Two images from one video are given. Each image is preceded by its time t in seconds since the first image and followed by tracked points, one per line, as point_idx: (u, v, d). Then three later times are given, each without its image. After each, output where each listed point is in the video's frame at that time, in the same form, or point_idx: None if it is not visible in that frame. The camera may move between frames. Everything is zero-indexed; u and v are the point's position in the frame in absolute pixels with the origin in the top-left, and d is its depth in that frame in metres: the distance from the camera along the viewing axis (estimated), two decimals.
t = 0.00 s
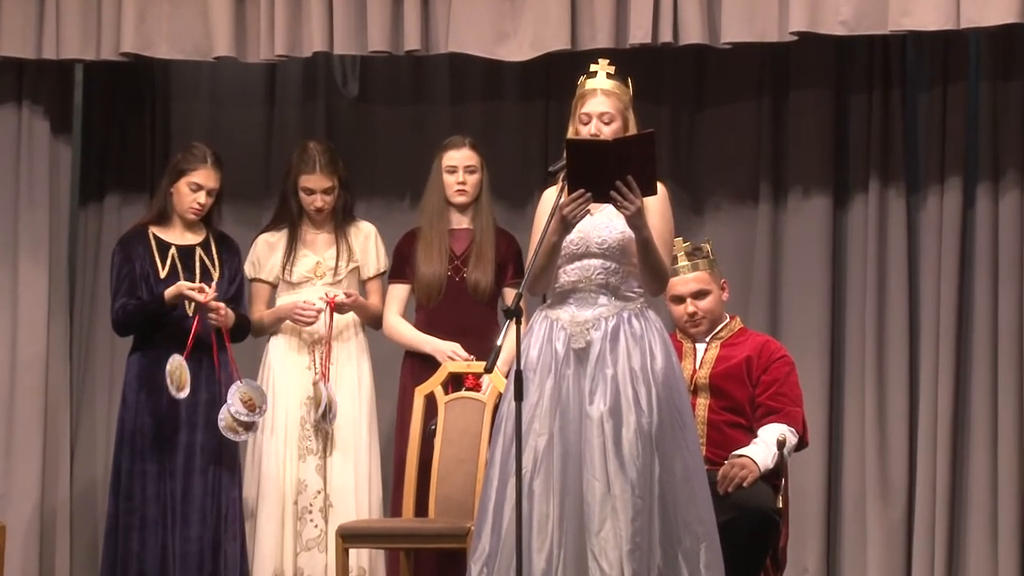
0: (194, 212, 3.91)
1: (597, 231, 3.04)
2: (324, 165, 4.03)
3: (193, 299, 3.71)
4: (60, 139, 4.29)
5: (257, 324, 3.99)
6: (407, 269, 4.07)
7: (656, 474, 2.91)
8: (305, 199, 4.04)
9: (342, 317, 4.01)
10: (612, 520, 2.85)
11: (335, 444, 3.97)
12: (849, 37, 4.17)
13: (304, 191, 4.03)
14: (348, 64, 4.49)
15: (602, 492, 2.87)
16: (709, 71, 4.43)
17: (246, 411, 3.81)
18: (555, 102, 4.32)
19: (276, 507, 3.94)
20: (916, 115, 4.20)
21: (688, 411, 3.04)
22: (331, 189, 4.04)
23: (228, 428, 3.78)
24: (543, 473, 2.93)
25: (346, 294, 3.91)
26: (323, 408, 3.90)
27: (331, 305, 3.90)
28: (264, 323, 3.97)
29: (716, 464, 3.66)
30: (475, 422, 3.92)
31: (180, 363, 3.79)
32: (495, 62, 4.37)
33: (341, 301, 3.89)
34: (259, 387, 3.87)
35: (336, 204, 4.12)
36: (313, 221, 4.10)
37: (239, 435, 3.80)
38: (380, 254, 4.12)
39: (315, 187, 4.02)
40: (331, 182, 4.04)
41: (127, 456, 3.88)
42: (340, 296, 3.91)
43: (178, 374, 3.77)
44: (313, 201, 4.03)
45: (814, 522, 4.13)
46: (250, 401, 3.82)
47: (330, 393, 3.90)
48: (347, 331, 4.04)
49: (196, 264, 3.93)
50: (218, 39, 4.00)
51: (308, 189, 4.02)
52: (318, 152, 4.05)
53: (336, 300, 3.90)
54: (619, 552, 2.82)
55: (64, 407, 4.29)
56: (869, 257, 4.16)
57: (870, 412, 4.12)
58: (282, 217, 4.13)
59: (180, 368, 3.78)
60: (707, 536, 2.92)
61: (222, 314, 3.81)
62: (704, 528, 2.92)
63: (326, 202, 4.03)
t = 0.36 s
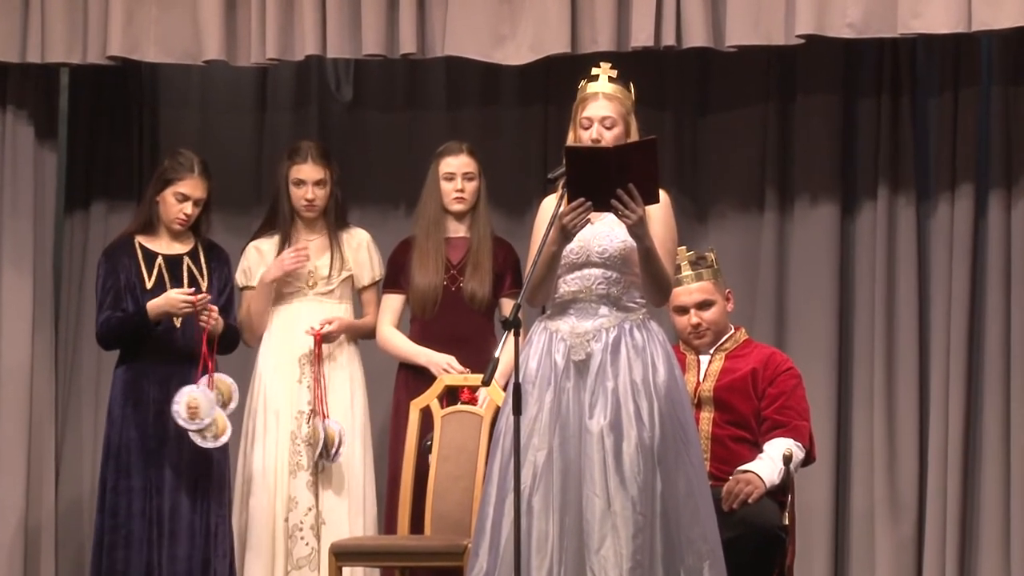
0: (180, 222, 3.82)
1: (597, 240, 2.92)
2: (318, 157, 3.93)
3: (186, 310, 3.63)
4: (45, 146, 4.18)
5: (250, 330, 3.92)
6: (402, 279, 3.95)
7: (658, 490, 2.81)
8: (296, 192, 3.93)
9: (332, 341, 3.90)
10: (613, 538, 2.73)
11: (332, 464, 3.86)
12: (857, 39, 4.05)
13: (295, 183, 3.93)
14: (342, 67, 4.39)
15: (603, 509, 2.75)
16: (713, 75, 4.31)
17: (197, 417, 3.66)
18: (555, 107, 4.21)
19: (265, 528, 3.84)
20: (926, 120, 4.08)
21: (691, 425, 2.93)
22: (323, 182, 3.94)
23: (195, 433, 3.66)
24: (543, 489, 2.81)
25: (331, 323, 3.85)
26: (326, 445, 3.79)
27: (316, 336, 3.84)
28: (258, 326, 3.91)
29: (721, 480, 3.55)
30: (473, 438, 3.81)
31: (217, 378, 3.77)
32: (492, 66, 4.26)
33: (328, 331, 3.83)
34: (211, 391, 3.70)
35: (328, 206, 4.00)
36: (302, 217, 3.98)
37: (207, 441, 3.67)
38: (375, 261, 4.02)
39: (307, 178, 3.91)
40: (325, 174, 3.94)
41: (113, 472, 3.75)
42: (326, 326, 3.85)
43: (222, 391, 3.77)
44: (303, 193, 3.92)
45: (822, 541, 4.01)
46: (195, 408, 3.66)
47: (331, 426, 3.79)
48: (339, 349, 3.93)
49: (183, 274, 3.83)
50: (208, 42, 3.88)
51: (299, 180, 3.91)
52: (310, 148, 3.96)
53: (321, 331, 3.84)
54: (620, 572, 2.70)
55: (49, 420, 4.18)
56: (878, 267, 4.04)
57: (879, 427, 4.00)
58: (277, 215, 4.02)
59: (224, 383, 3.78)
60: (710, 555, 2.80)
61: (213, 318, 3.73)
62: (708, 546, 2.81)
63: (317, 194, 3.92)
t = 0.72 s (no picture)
0: (170, 232, 3.72)
1: (598, 249, 2.83)
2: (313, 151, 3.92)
3: (169, 360, 3.59)
4: (29, 152, 4.09)
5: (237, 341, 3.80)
6: (396, 289, 3.85)
7: (660, 505, 2.71)
8: (288, 181, 3.88)
9: (312, 357, 3.79)
10: (614, 556, 2.64)
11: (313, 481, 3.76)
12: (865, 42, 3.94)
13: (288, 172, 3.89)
14: (335, 71, 4.28)
15: (604, 526, 2.66)
16: (716, 79, 4.20)
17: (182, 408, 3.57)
18: (553, 112, 4.11)
19: (253, 544, 3.74)
20: (935, 125, 3.97)
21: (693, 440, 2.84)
22: (317, 171, 3.90)
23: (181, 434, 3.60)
24: (542, 505, 2.72)
25: (308, 338, 3.73)
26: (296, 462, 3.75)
27: (293, 351, 3.71)
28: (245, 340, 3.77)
29: (724, 496, 3.44)
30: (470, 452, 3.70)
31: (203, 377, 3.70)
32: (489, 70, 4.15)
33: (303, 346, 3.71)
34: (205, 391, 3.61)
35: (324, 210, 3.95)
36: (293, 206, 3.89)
37: (189, 442, 3.60)
38: (368, 271, 3.92)
39: (302, 164, 3.88)
40: (319, 165, 3.91)
41: (100, 489, 3.64)
42: (303, 341, 3.73)
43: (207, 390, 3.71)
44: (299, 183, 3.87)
45: (830, 558, 3.90)
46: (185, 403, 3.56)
47: (303, 447, 3.75)
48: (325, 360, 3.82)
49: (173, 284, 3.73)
50: (196, 46, 3.78)
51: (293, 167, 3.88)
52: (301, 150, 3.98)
53: (298, 346, 3.72)
54: None
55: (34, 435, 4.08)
56: (886, 276, 3.92)
57: (888, 442, 3.89)
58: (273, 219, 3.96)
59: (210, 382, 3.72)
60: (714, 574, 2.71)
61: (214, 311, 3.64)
62: (711, 565, 2.71)
63: (314, 181, 3.89)
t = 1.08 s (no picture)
0: (157, 240, 3.62)
1: (598, 259, 2.73)
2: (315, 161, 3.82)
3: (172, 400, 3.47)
4: (14, 157, 4.03)
5: (228, 355, 3.69)
6: (390, 301, 3.73)
7: (661, 521, 2.61)
8: (291, 191, 3.76)
9: (307, 377, 3.68)
10: None
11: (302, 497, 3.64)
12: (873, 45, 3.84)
13: (291, 181, 3.77)
14: (327, 76, 4.19)
15: (603, 544, 2.56)
16: (720, 84, 4.09)
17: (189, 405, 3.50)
18: (552, 118, 4.01)
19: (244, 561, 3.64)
20: (944, 130, 3.87)
21: (696, 455, 2.74)
22: (320, 183, 3.80)
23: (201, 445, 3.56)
24: (540, 521, 2.63)
25: (303, 360, 3.63)
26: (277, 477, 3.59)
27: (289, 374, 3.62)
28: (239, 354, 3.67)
29: (729, 512, 3.33)
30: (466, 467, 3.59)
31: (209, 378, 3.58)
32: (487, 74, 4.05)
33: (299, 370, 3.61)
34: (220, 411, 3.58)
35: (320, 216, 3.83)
36: (294, 215, 3.77)
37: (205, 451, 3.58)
38: (362, 283, 3.83)
39: (306, 174, 3.77)
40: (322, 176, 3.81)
41: (86, 505, 3.54)
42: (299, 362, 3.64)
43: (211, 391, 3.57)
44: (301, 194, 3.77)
45: None
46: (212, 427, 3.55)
47: (284, 470, 3.59)
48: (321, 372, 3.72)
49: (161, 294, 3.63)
50: (186, 49, 3.68)
51: (298, 177, 3.76)
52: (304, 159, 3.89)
53: (295, 368, 3.63)
54: None
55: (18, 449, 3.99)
56: (895, 285, 3.81)
57: (896, 457, 3.78)
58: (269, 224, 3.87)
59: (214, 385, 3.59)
60: None
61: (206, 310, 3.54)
62: None
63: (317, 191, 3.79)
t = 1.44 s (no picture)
0: (145, 246, 3.51)
1: (599, 265, 2.62)
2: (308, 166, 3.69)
3: (160, 405, 3.35)
4: None
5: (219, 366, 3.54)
6: (386, 307, 3.63)
7: (665, 534, 2.50)
8: (284, 199, 3.63)
9: (308, 377, 3.56)
10: None
11: (301, 510, 3.52)
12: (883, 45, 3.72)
13: (283, 189, 3.64)
14: (319, 76, 4.09)
15: (605, 560, 2.45)
16: (724, 85, 3.98)
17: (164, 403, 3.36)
18: (552, 119, 3.90)
19: None
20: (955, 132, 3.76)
21: (701, 467, 2.63)
22: (313, 189, 3.68)
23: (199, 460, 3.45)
24: (539, 536, 2.52)
25: (308, 357, 3.51)
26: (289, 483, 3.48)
27: (293, 367, 3.49)
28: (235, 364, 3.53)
29: (734, 526, 3.22)
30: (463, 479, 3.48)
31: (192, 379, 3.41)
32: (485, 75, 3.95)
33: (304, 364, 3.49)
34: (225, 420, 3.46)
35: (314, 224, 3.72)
36: (286, 224, 3.64)
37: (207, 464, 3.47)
38: (357, 288, 3.72)
39: (299, 181, 3.64)
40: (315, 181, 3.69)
41: (74, 519, 3.40)
42: (303, 359, 3.52)
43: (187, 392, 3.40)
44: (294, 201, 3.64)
45: None
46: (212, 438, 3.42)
47: (298, 471, 3.49)
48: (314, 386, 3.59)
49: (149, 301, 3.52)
50: (174, 49, 3.58)
51: (290, 184, 3.63)
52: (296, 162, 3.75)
53: (298, 363, 3.50)
54: None
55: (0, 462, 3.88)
56: (906, 293, 3.70)
57: (907, 469, 3.66)
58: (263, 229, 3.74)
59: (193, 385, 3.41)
60: None
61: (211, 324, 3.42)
62: None
63: (310, 199, 3.66)
